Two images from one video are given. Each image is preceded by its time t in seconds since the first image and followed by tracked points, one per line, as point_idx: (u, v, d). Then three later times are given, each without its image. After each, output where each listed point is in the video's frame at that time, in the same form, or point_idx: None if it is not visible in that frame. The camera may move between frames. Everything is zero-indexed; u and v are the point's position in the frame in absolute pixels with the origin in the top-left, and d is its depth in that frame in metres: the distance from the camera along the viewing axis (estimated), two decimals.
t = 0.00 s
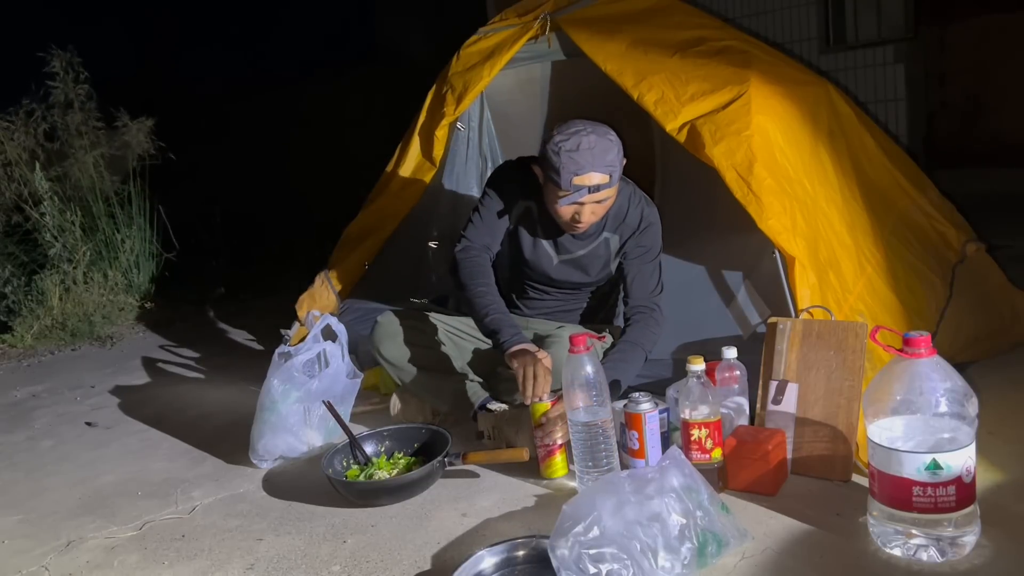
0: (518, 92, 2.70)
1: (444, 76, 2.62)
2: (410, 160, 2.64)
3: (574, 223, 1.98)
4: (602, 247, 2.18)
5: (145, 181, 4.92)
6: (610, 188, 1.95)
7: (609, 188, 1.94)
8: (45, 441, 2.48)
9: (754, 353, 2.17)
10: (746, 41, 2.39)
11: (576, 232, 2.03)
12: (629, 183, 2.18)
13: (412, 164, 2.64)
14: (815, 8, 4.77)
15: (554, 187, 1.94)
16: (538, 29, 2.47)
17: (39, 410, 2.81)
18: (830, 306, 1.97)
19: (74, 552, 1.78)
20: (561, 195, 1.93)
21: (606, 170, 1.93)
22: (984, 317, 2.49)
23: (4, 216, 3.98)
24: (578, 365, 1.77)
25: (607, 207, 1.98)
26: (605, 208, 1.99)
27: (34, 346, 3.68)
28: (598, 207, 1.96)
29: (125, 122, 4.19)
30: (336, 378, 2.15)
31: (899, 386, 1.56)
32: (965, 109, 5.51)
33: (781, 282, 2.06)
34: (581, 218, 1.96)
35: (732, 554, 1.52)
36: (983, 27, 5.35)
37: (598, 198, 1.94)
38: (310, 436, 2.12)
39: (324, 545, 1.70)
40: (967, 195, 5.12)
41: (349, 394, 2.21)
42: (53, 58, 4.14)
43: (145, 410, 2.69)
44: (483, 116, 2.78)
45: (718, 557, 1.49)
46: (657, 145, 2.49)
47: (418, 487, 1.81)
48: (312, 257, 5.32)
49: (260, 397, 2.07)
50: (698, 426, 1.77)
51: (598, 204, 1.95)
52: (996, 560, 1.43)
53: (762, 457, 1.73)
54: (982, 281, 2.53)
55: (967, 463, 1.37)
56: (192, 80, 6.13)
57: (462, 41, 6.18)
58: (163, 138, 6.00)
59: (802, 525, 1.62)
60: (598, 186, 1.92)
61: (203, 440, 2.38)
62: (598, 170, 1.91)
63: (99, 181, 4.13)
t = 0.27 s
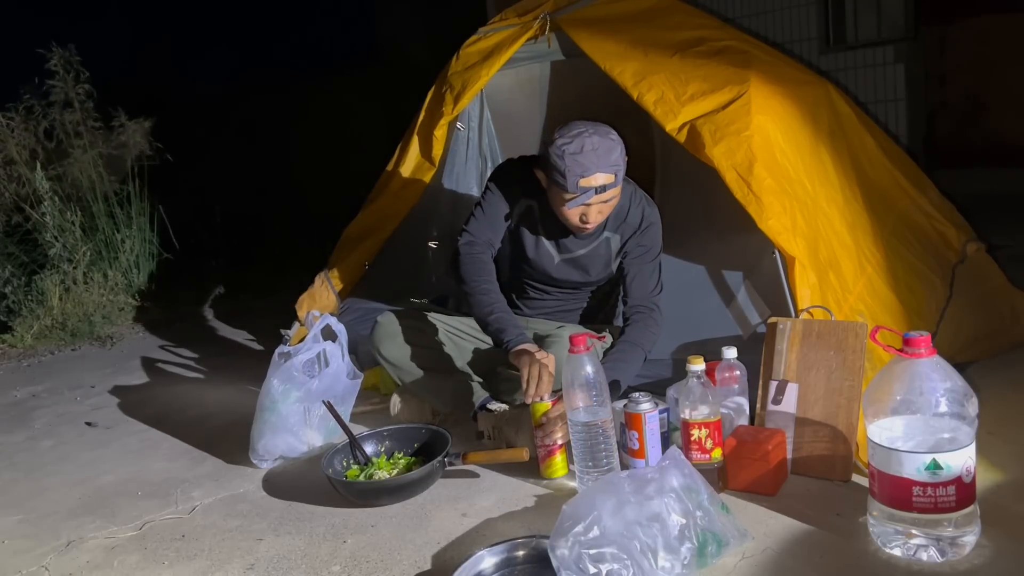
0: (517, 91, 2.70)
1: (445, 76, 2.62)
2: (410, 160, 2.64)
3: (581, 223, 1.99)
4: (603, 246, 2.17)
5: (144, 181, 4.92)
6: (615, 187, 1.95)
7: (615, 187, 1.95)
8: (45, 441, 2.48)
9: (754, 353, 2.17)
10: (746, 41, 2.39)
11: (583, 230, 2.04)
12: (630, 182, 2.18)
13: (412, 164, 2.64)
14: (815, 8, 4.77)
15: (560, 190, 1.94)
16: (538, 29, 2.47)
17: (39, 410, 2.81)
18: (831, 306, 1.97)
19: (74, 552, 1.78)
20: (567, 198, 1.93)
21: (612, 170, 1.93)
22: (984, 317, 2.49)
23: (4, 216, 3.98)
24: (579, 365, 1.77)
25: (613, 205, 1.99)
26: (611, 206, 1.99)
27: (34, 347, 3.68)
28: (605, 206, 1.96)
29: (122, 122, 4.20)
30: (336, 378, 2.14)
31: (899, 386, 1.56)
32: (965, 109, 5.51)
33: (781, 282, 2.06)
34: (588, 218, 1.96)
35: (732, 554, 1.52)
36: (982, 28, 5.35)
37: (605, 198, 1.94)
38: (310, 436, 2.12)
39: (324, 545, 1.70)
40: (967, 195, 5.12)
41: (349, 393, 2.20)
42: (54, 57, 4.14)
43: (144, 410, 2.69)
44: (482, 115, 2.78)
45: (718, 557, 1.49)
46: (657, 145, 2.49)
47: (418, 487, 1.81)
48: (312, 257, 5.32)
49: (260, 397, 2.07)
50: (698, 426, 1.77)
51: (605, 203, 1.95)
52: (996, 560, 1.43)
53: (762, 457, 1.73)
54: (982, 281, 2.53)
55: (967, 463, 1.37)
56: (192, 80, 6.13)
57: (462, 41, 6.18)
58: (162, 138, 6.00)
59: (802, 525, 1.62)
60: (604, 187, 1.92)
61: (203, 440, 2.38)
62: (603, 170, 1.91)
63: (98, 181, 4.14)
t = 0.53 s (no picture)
0: (517, 91, 2.70)
1: (445, 76, 2.62)
2: (410, 160, 2.64)
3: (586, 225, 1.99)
4: (604, 246, 2.17)
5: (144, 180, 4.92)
6: (619, 188, 1.95)
7: (619, 188, 1.95)
8: (45, 441, 2.49)
9: (754, 353, 2.17)
10: (746, 41, 2.39)
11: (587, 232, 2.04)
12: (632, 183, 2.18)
13: (412, 164, 2.64)
14: (815, 8, 4.77)
15: (564, 194, 1.94)
16: (538, 29, 2.47)
17: (39, 410, 2.81)
18: (830, 306, 1.97)
19: (74, 552, 1.78)
20: (573, 201, 1.93)
21: (616, 171, 1.93)
22: (984, 317, 2.49)
23: (4, 216, 3.98)
24: (579, 365, 1.77)
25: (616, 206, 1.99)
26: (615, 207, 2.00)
27: (34, 346, 3.68)
28: (610, 207, 1.97)
29: (121, 122, 4.20)
30: (336, 378, 2.14)
31: (899, 386, 1.56)
32: (965, 109, 5.51)
33: (781, 282, 2.06)
34: (593, 220, 1.97)
35: (732, 554, 1.52)
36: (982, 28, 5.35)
37: (610, 199, 1.95)
38: (310, 436, 2.12)
39: (324, 545, 1.70)
40: (967, 195, 5.12)
41: (349, 393, 2.20)
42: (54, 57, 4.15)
43: (144, 410, 2.69)
44: (482, 116, 2.78)
45: (718, 557, 1.49)
46: (657, 145, 2.49)
47: (418, 487, 1.81)
48: (312, 256, 5.32)
49: (260, 397, 2.07)
50: (698, 426, 1.77)
51: (610, 204, 1.96)
52: (996, 560, 1.43)
53: (762, 457, 1.73)
54: (982, 281, 2.53)
55: (967, 463, 1.37)
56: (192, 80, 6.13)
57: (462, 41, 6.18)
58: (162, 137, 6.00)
59: (801, 525, 1.62)
60: (609, 188, 1.93)
61: (203, 440, 2.38)
62: (608, 172, 1.91)
63: (98, 181, 4.14)
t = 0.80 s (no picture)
0: (517, 91, 2.70)
1: (445, 76, 2.62)
2: (410, 160, 2.64)
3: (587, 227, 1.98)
4: (605, 247, 2.17)
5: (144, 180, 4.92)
6: (621, 190, 1.96)
7: (621, 190, 1.95)
8: (45, 441, 2.48)
9: (754, 353, 2.17)
10: (746, 41, 2.39)
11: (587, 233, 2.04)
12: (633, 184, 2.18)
13: (412, 164, 2.64)
14: (815, 8, 4.77)
15: (566, 196, 1.93)
16: (538, 29, 2.47)
17: (39, 410, 2.81)
18: (830, 306, 1.97)
19: (74, 552, 1.78)
20: (575, 203, 1.93)
21: (618, 172, 1.94)
22: (984, 318, 2.49)
23: (4, 216, 3.99)
24: (579, 365, 1.77)
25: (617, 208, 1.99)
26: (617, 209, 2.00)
27: (34, 346, 3.68)
28: (612, 209, 1.97)
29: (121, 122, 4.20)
30: (336, 378, 2.14)
31: (899, 386, 1.56)
32: (964, 109, 5.51)
33: (781, 282, 2.06)
34: (595, 221, 1.96)
35: (732, 554, 1.52)
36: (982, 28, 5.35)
37: (611, 201, 1.94)
38: (310, 436, 2.12)
39: (324, 545, 1.70)
40: (967, 195, 5.12)
41: (349, 394, 2.20)
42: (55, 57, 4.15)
43: (144, 410, 2.69)
44: (482, 116, 2.78)
45: (719, 557, 1.49)
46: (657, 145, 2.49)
47: (418, 487, 1.81)
48: (312, 256, 5.32)
49: (260, 398, 2.07)
50: (698, 426, 1.77)
51: (612, 206, 1.96)
52: (996, 560, 1.43)
53: (762, 457, 1.73)
54: (982, 281, 2.53)
55: (967, 463, 1.37)
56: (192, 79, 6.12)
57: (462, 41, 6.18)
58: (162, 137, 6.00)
59: (802, 525, 1.62)
60: (612, 189, 1.93)
61: (203, 440, 2.38)
62: (610, 173, 1.91)
63: (99, 181, 4.14)
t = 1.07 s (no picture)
0: (518, 91, 2.70)
1: (445, 76, 2.62)
2: (410, 160, 2.64)
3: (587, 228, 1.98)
4: (605, 248, 2.17)
5: (145, 180, 4.92)
6: (621, 191, 1.96)
7: (621, 192, 1.95)
8: (45, 441, 2.48)
9: (754, 353, 2.17)
10: (746, 41, 2.39)
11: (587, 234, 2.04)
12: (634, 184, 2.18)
13: (412, 164, 2.64)
14: (815, 8, 4.77)
15: (567, 198, 1.93)
16: (539, 29, 2.47)
17: (39, 410, 2.81)
18: (831, 306, 1.97)
19: (74, 552, 1.78)
20: (575, 205, 1.93)
21: (618, 175, 1.94)
22: (984, 318, 2.49)
23: (4, 216, 3.99)
24: (579, 365, 1.76)
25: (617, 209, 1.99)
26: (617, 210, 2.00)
27: (34, 346, 3.68)
28: (613, 210, 1.97)
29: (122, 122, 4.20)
30: (337, 379, 2.14)
31: (899, 386, 1.56)
32: (964, 109, 5.51)
33: (781, 282, 2.06)
34: (596, 222, 1.96)
35: (732, 554, 1.52)
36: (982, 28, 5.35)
37: (612, 202, 1.94)
38: (310, 436, 2.12)
39: (324, 545, 1.70)
40: (967, 195, 5.12)
41: (349, 394, 2.20)
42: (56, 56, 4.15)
43: (144, 410, 2.69)
44: (483, 116, 2.78)
45: (719, 557, 1.49)
46: (657, 146, 2.49)
47: (418, 487, 1.81)
48: (312, 256, 5.32)
49: (260, 398, 2.07)
50: (698, 426, 1.76)
51: (613, 207, 1.96)
52: (996, 560, 1.43)
53: (762, 457, 1.73)
54: (982, 281, 2.53)
55: (967, 463, 1.37)
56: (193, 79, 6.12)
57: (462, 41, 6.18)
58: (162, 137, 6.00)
59: (802, 525, 1.62)
60: (613, 191, 1.93)
61: (203, 440, 2.38)
62: (610, 175, 1.91)
63: (99, 181, 4.14)
